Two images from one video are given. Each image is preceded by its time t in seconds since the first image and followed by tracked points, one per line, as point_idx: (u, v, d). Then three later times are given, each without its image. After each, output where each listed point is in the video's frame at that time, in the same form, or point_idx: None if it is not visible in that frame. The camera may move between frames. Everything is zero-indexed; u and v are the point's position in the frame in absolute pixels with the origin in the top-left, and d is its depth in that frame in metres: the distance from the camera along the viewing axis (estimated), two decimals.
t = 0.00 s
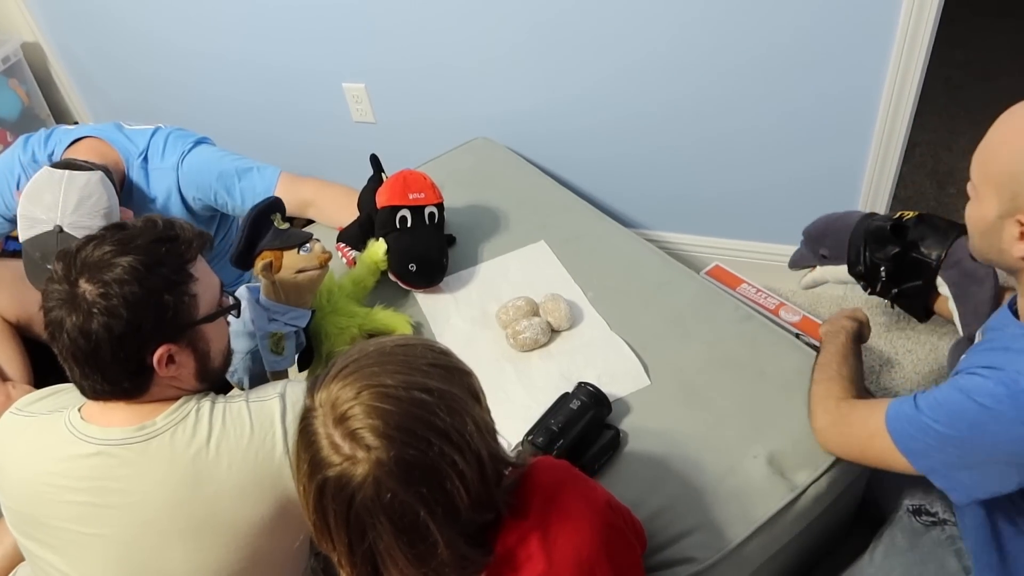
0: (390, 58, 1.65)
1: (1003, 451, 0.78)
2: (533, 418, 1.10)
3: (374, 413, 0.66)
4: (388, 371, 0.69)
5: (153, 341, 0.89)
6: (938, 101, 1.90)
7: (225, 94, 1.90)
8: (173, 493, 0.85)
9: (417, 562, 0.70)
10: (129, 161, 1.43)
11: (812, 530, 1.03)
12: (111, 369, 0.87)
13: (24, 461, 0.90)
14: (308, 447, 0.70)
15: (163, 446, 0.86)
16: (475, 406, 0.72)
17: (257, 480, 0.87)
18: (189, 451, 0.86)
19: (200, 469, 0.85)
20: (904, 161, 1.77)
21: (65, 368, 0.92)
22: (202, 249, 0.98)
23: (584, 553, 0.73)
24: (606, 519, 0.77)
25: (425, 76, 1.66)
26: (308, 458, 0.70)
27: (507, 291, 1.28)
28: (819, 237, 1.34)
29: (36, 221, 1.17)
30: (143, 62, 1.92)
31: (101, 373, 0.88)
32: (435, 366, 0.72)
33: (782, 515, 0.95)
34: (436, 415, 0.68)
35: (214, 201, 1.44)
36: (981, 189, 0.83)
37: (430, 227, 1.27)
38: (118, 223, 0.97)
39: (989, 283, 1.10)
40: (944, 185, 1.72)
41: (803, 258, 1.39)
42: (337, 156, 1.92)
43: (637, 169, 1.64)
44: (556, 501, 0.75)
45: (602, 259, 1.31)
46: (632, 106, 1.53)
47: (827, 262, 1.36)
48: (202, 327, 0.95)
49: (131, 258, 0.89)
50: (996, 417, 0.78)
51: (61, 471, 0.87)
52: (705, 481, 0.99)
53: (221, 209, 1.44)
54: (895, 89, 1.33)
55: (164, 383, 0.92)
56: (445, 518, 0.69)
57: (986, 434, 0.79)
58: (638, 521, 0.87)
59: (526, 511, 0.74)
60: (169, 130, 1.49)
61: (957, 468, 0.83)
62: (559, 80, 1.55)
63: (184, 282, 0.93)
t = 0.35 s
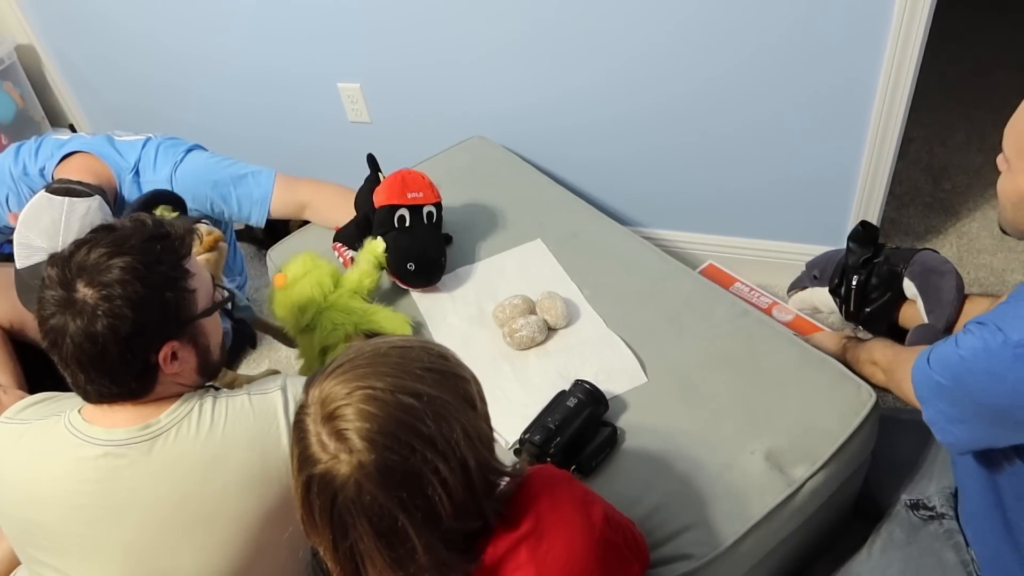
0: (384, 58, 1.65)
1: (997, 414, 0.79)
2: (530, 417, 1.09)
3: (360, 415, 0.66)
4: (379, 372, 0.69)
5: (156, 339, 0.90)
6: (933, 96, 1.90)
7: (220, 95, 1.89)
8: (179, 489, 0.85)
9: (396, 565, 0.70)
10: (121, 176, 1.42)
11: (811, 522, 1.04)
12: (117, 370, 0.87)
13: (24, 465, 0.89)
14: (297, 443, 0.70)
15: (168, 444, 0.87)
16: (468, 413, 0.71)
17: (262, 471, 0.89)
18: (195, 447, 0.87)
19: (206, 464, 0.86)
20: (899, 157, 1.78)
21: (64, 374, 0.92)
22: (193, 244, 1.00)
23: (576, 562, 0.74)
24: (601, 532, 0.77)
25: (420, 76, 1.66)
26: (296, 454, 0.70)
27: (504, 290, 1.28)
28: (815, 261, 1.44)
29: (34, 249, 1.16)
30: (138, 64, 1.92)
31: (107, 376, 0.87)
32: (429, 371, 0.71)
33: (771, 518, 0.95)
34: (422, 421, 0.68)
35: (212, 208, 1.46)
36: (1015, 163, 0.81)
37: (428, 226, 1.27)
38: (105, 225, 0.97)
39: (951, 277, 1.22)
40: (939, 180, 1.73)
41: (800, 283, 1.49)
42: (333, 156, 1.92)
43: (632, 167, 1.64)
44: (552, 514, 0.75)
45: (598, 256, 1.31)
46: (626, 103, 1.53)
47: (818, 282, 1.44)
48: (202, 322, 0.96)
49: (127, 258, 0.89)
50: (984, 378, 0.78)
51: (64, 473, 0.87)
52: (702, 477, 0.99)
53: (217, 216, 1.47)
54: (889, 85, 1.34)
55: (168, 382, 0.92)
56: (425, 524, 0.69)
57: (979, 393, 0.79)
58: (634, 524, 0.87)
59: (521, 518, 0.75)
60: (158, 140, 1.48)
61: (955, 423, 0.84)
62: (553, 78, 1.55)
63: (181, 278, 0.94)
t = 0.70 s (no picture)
0: (383, 58, 1.65)
1: None
2: (530, 413, 1.10)
3: (355, 420, 0.67)
4: (373, 377, 0.69)
5: (150, 330, 0.92)
6: (930, 98, 1.91)
7: (218, 94, 1.90)
8: (178, 474, 0.87)
9: (394, 567, 0.71)
10: (119, 169, 1.43)
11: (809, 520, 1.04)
12: (108, 358, 0.90)
13: (25, 446, 0.90)
14: (294, 449, 0.71)
15: (168, 427, 0.88)
16: (462, 415, 0.72)
17: (261, 458, 0.89)
18: (194, 430, 0.88)
19: (206, 449, 0.87)
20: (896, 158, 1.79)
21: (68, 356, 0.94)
22: (198, 239, 1.01)
23: (574, 557, 0.74)
24: (596, 526, 0.77)
25: (419, 76, 1.66)
26: (294, 460, 0.71)
27: (504, 288, 1.28)
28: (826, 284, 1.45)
29: (26, 240, 1.21)
30: (136, 63, 1.92)
31: (99, 362, 0.90)
32: (422, 374, 0.71)
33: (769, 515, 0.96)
34: (416, 424, 0.68)
35: (207, 208, 1.45)
36: None
37: (431, 225, 1.27)
38: (118, 214, 0.99)
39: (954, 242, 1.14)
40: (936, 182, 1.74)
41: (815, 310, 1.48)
42: (332, 156, 1.92)
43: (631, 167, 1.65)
44: (547, 513, 0.75)
45: (597, 255, 1.32)
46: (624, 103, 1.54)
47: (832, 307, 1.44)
48: (201, 317, 0.97)
49: (127, 250, 0.91)
50: None
51: (66, 453, 0.88)
52: (700, 475, 1.00)
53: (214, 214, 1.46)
54: (887, 86, 1.34)
55: (166, 371, 0.93)
56: (421, 527, 0.69)
57: None
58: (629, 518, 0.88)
59: (518, 517, 0.75)
60: (156, 136, 1.48)
61: (1004, 443, 0.84)
62: (552, 78, 1.55)
63: (177, 272, 0.94)
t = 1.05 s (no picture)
0: (388, 58, 1.66)
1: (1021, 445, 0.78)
2: (534, 414, 1.09)
3: (356, 418, 0.67)
4: (373, 376, 0.70)
5: (157, 329, 0.92)
6: (934, 99, 1.91)
7: (223, 93, 1.90)
8: (184, 470, 0.87)
9: (396, 565, 0.71)
10: (124, 159, 1.45)
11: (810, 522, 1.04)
12: (116, 356, 0.90)
13: (33, 440, 0.91)
14: (295, 449, 0.71)
15: (174, 424, 0.88)
16: (462, 412, 0.72)
17: (267, 455, 0.90)
18: (200, 428, 0.88)
19: (212, 446, 0.88)
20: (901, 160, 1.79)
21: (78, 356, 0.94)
22: (205, 239, 1.01)
23: (572, 551, 0.73)
24: (596, 521, 0.77)
25: (424, 76, 1.67)
26: (295, 459, 0.71)
27: (507, 288, 1.28)
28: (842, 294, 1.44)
29: (22, 211, 1.22)
30: (142, 63, 1.92)
31: (107, 360, 0.91)
32: (421, 372, 0.72)
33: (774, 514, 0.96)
34: (417, 421, 0.68)
35: (212, 202, 1.46)
36: (995, 228, 0.76)
37: (432, 225, 1.27)
38: (126, 213, 0.99)
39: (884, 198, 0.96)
40: (940, 183, 1.74)
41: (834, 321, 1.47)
42: (337, 156, 1.93)
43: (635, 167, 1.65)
44: (546, 508, 0.76)
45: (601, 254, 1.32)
46: (629, 103, 1.54)
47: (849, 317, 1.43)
48: (208, 315, 0.98)
49: (135, 249, 0.91)
50: None
51: (73, 449, 0.88)
52: (702, 475, 1.00)
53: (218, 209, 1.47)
54: (891, 86, 1.35)
55: (173, 369, 0.94)
56: (423, 524, 0.70)
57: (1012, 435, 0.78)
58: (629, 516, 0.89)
59: (516, 511, 0.75)
60: (163, 130, 1.49)
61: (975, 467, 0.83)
62: (557, 78, 1.56)
63: (186, 272, 0.95)
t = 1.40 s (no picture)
0: (392, 60, 1.66)
1: (982, 472, 0.79)
2: (537, 416, 1.09)
3: (360, 419, 0.67)
4: (376, 377, 0.70)
5: (164, 332, 0.92)
6: (940, 102, 1.91)
7: (228, 95, 1.91)
8: (188, 472, 0.87)
9: (399, 567, 0.71)
10: (128, 147, 1.49)
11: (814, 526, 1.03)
12: (125, 359, 0.90)
13: (37, 439, 0.91)
14: (298, 450, 0.71)
15: (179, 427, 0.88)
16: (464, 413, 0.72)
17: (271, 460, 0.90)
18: (205, 432, 0.88)
19: (216, 450, 0.88)
20: (906, 162, 1.78)
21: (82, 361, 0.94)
22: (209, 240, 1.02)
23: (574, 552, 0.73)
24: (598, 523, 0.77)
25: (428, 78, 1.67)
26: (297, 461, 0.71)
27: (511, 290, 1.28)
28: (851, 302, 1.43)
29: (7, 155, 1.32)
30: (147, 64, 1.93)
31: (115, 364, 0.90)
32: (424, 374, 0.72)
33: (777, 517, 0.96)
34: (421, 422, 0.68)
35: (212, 196, 1.47)
36: (913, 280, 0.80)
37: (438, 227, 1.27)
38: (127, 216, 0.99)
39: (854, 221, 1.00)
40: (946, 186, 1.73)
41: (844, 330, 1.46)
42: (342, 157, 1.93)
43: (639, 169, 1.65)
44: (549, 511, 0.75)
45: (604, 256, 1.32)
46: (634, 105, 1.54)
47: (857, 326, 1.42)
48: (214, 316, 0.98)
49: (141, 252, 0.91)
50: (990, 446, 0.78)
51: (77, 450, 0.89)
52: (705, 478, 1.00)
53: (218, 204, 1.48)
54: (897, 88, 1.34)
55: (179, 371, 0.94)
56: (426, 525, 0.70)
57: (977, 460, 0.79)
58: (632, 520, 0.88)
59: (518, 514, 0.75)
60: (168, 123, 1.53)
61: (941, 496, 0.84)
62: (561, 80, 1.56)
63: (191, 274, 0.95)
